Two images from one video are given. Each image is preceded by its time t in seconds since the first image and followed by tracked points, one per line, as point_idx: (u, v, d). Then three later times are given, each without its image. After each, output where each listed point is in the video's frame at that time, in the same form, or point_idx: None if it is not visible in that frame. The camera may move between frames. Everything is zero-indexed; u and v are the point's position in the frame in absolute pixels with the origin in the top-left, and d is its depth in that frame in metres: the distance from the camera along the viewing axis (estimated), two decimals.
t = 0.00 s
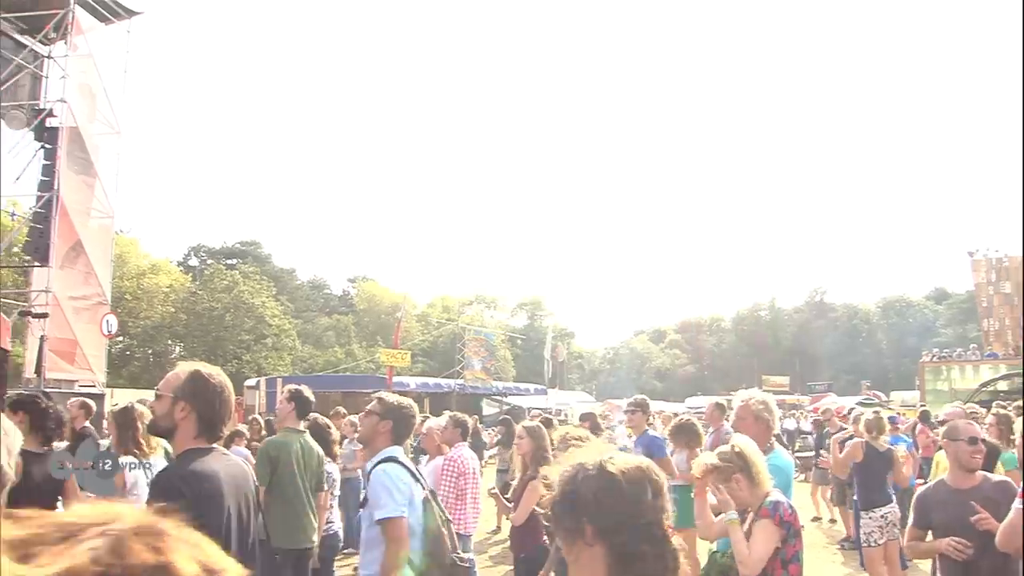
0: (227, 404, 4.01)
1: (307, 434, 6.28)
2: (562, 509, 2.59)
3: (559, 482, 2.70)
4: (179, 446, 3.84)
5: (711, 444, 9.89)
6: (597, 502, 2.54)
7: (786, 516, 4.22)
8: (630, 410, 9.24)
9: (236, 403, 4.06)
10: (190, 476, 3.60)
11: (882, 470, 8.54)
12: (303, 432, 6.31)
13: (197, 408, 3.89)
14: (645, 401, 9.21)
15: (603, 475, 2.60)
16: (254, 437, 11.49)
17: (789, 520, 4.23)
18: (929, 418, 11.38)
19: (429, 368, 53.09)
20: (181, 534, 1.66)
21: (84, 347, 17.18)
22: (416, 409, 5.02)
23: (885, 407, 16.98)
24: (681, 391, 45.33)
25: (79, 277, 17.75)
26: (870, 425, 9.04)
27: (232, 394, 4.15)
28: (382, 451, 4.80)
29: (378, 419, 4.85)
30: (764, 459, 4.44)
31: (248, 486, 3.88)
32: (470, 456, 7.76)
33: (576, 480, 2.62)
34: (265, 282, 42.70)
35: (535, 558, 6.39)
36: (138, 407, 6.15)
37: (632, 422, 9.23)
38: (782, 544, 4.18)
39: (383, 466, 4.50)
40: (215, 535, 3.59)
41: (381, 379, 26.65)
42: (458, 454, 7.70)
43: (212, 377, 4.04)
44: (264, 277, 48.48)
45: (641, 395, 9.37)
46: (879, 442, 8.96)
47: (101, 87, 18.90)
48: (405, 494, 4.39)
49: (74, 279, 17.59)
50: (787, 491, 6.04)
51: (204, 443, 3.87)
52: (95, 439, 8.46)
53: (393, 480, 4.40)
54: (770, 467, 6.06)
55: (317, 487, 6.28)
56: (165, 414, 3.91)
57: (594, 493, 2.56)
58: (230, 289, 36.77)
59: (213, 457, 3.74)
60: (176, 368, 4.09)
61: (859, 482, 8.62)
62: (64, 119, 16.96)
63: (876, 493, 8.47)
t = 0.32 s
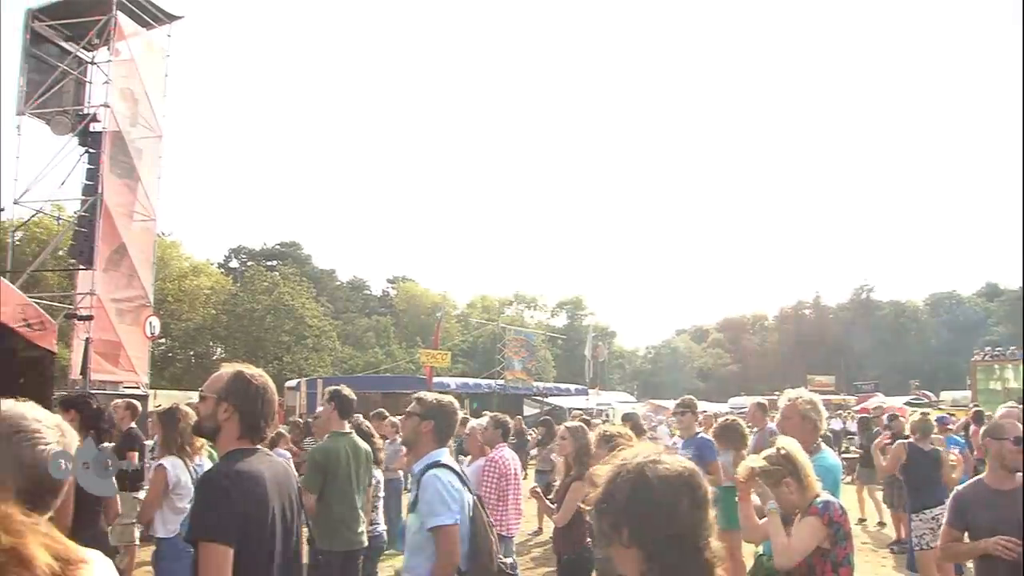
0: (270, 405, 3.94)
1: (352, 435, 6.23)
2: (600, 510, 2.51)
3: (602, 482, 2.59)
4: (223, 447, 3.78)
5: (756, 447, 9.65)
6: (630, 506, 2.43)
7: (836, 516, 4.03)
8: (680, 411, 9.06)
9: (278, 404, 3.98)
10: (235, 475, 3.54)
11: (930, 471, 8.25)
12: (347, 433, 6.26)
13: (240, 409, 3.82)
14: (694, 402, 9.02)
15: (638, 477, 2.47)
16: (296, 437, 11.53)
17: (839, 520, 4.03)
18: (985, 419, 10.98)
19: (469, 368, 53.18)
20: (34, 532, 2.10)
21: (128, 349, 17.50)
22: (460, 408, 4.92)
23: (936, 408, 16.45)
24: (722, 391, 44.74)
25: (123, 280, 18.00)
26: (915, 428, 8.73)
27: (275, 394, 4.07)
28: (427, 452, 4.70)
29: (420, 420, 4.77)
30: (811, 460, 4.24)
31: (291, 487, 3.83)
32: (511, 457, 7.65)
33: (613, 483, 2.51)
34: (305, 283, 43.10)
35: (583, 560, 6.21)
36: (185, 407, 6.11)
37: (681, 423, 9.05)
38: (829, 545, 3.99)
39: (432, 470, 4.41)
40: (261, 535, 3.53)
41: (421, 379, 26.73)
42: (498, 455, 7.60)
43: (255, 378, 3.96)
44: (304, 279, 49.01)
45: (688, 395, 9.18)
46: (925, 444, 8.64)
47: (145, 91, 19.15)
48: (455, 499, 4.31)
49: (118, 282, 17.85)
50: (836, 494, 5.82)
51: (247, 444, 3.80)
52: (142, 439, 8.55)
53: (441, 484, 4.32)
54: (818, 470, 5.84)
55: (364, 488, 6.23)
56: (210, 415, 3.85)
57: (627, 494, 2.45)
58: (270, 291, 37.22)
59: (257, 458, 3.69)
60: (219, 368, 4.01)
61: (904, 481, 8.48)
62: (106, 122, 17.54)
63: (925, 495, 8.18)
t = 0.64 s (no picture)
0: (326, 406, 3.86)
1: (406, 436, 6.15)
2: (668, 517, 2.35)
3: (667, 487, 2.42)
4: (278, 449, 3.72)
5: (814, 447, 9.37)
6: (699, 512, 2.26)
7: (903, 519, 3.82)
8: (733, 411, 8.80)
9: (333, 406, 3.91)
10: (289, 474, 3.47)
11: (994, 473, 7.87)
12: (404, 434, 6.18)
13: (295, 410, 3.76)
14: (748, 401, 8.76)
15: (705, 479, 2.31)
16: (348, 437, 11.56)
17: (905, 524, 3.82)
18: None
19: (519, 369, 53.06)
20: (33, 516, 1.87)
21: (182, 352, 17.85)
22: (514, 408, 4.77)
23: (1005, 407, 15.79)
24: (778, 391, 43.79)
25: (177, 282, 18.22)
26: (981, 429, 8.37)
27: (331, 396, 3.99)
28: (479, 456, 4.60)
29: (469, 422, 4.68)
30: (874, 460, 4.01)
31: (347, 488, 3.76)
32: (564, 457, 7.50)
33: (680, 486, 2.35)
34: (355, 284, 43.42)
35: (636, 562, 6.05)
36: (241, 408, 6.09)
37: (733, 422, 8.79)
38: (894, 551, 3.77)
39: (474, 476, 4.31)
40: (317, 534, 3.46)
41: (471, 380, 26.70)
42: (551, 454, 7.46)
43: (310, 380, 3.89)
44: (355, 280, 49.46)
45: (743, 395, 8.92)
46: (992, 444, 8.27)
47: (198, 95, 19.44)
48: (493, 507, 4.19)
49: (173, 284, 18.15)
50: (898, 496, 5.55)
51: (302, 445, 3.74)
52: (200, 440, 8.57)
53: (486, 492, 4.20)
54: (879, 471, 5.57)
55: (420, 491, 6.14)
56: (265, 417, 3.80)
57: (697, 499, 2.28)
58: (321, 292, 37.59)
59: (313, 457, 3.62)
60: (273, 370, 3.96)
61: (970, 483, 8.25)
62: (159, 127, 17.94)
63: (988, 500, 7.76)
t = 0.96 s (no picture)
0: (385, 407, 3.79)
1: (460, 435, 6.07)
2: (730, 526, 2.19)
3: (733, 490, 2.26)
4: (338, 450, 3.65)
5: (883, 447, 8.99)
6: (764, 523, 2.10)
7: (977, 522, 3.57)
8: (793, 411, 8.47)
9: (392, 409, 3.83)
10: (345, 474, 3.39)
11: None
12: (459, 435, 6.09)
13: (353, 411, 3.68)
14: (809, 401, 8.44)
15: (772, 489, 2.13)
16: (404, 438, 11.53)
17: (980, 527, 3.56)
18: None
19: (574, 369, 52.78)
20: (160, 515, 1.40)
21: (239, 353, 18.11)
22: (576, 407, 4.60)
23: None
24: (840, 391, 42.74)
25: (234, 284, 18.53)
26: None
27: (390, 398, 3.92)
28: (533, 453, 4.50)
29: (528, 420, 4.54)
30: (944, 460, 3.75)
31: (406, 488, 3.67)
32: (622, 458, 7.35)
33: (745, 493, 2.18)
34: (410, 286, 43.66)
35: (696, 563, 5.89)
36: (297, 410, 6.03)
37: (794, 423, 8.47)
38: (968, 554, 3.51)
39: (522, 475, 4.23)
40: (374, 533, 3.37)
41: (526, 380, 26.57)
42: (609, 454, 7.32)
43: (368, 381, 3.82)
44: (408, 281, 49.84)
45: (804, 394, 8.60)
46: None
47: (253, 99, 19.72)
48: (536, 507, 4.11)
49: (229, 287, 18.43)
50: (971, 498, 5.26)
51: (361, 446, 3.66)
52: (256, 441, 8.59)
53: (531, 495, 4.12)
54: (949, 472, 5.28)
55: (473, 490, 6.07)
56: (324, 418, 3.73)
57: (763, 513, 2.11)
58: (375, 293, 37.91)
59: (372, 458, 3.54)
60: (333, 372, 3.91)
61: None
62: (214, 132, 18.23)
63: None
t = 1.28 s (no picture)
0: (441, 408, 3.69)
1: (517, 435, 6.00)
2: (789, 512, 2.36)
3: (794, 480, 2.43)
4: (392, 453, 3.55)
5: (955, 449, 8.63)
6: (817, 508, 2.26)
7: None
8: (861, 412, 8.17)
9: (450, 410, 3.73)
10: (403, 474, 3.32)
11: None
12: (514, 434, 6.01)
13: (411, 413, 3.59)
14: (876, 401, 8.13)
15: (826, 477, 2.30)
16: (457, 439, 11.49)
17: None
18: None
19: (627, 369, 52.12)
20: (299, 508, 1.51)
21: (293, 354, 18.31)
22: (635, 408, 4.53)
23: None
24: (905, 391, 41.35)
25: (287, 286, 18.73)
26: None
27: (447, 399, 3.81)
28: (594, 454, 4.39)
29: (589, 421, 4.44)
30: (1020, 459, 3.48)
31: (463, 486, 3.58)
32: (678, 458, 7.17)
33: (802, 482, 2.35)
34: (462, 286, 43.60)
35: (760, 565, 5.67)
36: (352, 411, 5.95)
37: (860, 423, 8.18)
38: None
39: (593, 473, 4.09)
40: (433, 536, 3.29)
41: (577, 380, 26.31)
42: (666, 455, 7.15)
43: (426, 382, 3.73)
44: (460, 280, 49.91)
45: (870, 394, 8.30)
46: None
47: (303, 101, 19.89)
48: (610, 505, 3.96)
49: (282, 288, 18.64)
50: None
51: (417, 448, 3.58)
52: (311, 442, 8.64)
53: (601, 493, 3.97)
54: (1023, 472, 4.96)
55: (530, 490, 5.96)
56: (381, 419, 3.64)
57: (817, 499, 2.27)
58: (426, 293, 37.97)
59: (428, 459, 3.45)
60: (391, 372, 3.83)
61: None
62: (266, 134, 18.45)
63: None
